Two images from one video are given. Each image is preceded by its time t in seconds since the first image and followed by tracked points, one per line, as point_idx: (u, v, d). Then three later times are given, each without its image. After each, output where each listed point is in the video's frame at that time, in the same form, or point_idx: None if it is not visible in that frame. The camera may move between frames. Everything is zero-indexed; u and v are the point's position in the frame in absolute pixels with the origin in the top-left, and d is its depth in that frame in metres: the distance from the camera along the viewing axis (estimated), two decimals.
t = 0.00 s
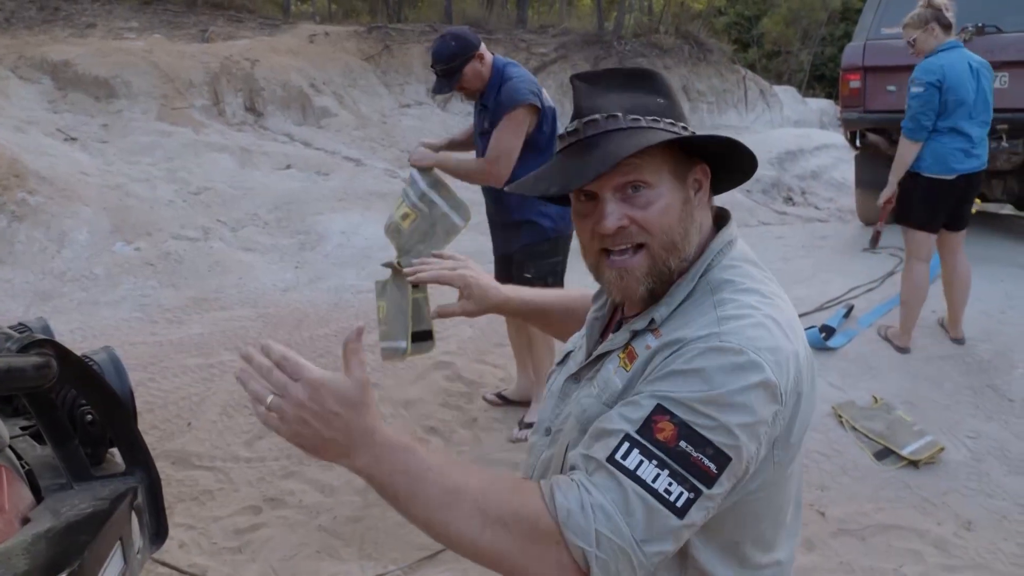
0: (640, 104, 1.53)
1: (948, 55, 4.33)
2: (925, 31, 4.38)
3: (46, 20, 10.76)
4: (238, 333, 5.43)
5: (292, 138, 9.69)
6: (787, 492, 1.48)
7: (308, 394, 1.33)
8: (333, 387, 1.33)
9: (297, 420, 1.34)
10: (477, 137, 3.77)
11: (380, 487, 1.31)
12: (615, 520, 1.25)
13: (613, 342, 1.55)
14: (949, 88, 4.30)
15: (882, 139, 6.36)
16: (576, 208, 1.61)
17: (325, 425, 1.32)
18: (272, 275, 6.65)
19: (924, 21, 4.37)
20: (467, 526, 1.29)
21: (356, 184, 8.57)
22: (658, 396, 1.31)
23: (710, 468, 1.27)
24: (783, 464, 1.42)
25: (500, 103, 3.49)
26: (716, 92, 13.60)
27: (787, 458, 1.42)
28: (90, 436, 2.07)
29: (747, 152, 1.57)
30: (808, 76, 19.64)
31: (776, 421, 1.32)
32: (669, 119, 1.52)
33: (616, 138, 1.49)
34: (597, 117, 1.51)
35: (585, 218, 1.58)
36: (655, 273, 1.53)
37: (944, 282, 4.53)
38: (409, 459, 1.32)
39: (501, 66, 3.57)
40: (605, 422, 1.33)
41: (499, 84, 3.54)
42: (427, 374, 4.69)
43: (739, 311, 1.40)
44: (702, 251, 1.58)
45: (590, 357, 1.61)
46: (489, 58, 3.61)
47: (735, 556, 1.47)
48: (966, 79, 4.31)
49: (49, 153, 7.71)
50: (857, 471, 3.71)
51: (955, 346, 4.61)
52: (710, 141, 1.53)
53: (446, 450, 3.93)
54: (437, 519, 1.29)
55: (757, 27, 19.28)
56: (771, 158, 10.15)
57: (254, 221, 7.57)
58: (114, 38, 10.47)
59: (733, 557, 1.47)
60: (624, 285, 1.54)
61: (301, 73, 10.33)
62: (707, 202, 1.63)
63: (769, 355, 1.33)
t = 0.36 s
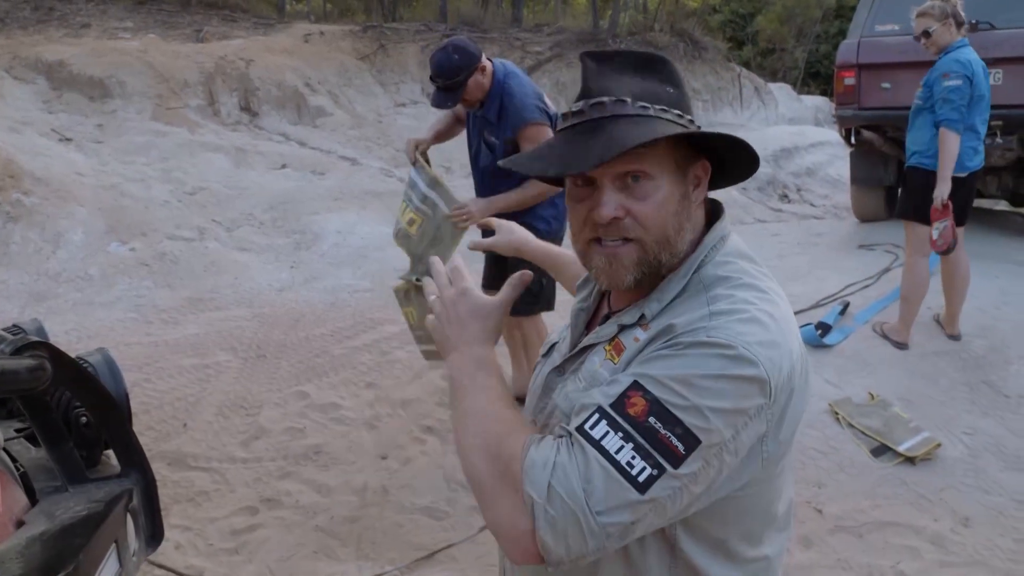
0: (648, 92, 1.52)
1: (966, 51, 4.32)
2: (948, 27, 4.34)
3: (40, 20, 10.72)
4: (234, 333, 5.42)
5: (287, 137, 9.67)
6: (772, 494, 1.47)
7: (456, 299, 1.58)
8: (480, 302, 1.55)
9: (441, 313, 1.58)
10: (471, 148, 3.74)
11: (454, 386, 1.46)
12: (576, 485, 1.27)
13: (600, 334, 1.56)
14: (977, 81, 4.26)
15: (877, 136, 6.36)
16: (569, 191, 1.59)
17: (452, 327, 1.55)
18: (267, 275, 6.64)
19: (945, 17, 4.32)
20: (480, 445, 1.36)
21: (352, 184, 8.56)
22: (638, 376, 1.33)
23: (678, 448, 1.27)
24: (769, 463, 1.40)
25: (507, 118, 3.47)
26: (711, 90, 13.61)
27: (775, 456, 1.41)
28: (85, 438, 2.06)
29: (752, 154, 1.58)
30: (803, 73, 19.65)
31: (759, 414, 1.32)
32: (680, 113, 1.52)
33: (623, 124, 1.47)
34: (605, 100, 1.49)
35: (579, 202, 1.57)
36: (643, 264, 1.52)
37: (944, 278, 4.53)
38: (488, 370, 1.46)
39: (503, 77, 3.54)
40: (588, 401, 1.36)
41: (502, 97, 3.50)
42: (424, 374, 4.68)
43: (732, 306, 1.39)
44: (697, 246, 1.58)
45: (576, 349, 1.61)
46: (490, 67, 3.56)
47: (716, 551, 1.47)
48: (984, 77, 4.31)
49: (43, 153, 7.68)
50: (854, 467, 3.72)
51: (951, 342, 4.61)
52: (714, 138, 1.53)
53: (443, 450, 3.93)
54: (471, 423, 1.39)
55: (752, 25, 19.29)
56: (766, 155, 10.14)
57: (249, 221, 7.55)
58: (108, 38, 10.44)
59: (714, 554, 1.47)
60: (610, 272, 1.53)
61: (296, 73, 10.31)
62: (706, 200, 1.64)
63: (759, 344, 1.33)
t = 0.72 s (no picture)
0: (621, 99, 1.51)
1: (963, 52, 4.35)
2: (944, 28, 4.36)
3: (33, 24, 10.69)
4: (229, 336, 5.40)
5: (281, 140, 9.66)
6: (772, 485, 1.47)
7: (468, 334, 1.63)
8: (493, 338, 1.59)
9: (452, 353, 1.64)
10: (456, 162, 3.71)
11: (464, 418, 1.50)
12: (584, 496, 1.27)
13: (591, 339, 1.55)
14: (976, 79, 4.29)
15: (871, 138, 6.34)
16: (552, 207, 1.58)
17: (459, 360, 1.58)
18: (262, 278, 6.63)
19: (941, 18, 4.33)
20: (487, 470, 1.39)
21: (346, 187, 8.55)
22: (638, 381, 1.33)
23: (683, 450, 1.27)
24: (769, 456, 1.40)
25: (497, 124, 3.48)
26: (705, 92, 13.63)
27: (774, 451, 1.41)
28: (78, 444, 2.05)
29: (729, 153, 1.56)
30: (797, 75, 19.70)
31: (759, 409, 1.31)
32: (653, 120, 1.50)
33: (601, 136, 1.46)
34: (582, 113, 1.48)
35: (563, 217, 1.56)
36: (633, 270, 1.52)
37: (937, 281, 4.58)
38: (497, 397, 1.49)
39: (486, 87, 3.55)
40: (589, 410, 1.36)
41: (488, 104, 3.52)
42: (419, 377, 4.67)
43: (726, 305, 1.38)
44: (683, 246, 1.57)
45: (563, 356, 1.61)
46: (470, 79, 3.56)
47: (721, 546, 1.46)
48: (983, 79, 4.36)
49: (36, 157, 7.66)
50: (849, 469, 3.72)
51: (946, 343, 4.61)
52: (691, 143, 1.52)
53: (438, 454, 3.92)
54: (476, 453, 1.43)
55: (746, 26, 19.34)
56: (761, 156, 10.15)
57: (243, 224, 7.53)
58: (101, 41, 10.42)
59: (719, 547, 1.46)
60: (600, 281, 1.53)
61: (290, 76, 10.30)
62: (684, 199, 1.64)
63: (755, 343, 1.32)
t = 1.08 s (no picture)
0: (633, 89, 1.52)
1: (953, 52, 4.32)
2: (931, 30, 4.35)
3: (26, 21, 10.64)
4: (223, 334, 5.39)
5: (276, 138, 9.63)
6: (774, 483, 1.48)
7: (435, 367, 1.50)
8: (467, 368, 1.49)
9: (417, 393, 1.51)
10: (410, 181, 3.74)
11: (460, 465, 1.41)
12: (633, 521, 1.25)
13: (595, 338, 1.54)
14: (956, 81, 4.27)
15: (866, 136, 6.37)
16: (557, 189, 1.58)
17: (435, 401, 1.46)
18: (257, 276, 6.61)
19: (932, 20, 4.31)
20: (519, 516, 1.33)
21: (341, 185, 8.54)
22: (658, 397, 1.31)
23: (717, 460, 1.26)
24: (775, 453, 1.41)
25: (448, 141, 3.50)
26: (701, 90, 13.64)
27: (779, 449, 1.43)
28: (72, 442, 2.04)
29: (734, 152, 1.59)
30: (792, 74, 19.72)
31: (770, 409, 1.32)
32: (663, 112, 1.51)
33: (612, 121, 1.47)
34: (594, 100, 1.48)
35: (568, 201, 1.55)
36: (634, 259, 1.52)
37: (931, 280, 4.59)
38: (493, 435, 1.42)
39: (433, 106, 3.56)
40: (609, 431, 1.34)
41: (436, 123, 3.53)
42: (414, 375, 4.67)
43: (732, 305, 1.39)
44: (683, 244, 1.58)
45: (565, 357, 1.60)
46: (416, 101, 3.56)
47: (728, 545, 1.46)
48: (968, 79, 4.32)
49: (29, 154, 7.62)
50: (844, 467, 3.73)
51: (940, 342, 4.63)
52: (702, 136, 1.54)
53: (433, 452, 3.91)
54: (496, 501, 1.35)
55: (741, 25, 19.36)
56: (756, 155, 10.17)
57: (238, 222, 7.51)
58: (95, 38, 10.38)
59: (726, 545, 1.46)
60: (601, 269, 1.53)
61: (284, 74, 10.28)
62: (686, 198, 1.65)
63: (766, 344, 1.33)
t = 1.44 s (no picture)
0: (622, 107, 1.51)
1: (928, 57, 4.36)
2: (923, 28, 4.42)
3: (21, 19, 10.61)
4: (219, 333, 5.38)
5: (272, 137, 9.62)
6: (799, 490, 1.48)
7: (402, 414, 1.37)
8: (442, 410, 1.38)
9: (378, 442, 1.37)
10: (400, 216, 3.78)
11: (453, 519, 1.30)
12: (701, 535, 1.19)
13: (615, 341, 1.60)
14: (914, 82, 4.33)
15: (861, 135, 6.38)
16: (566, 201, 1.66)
17: (409, 450, 1.35)
18: (253, 275, 6.60)
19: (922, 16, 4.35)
20: (548, 556, 1.24)
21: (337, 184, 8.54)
22: (686, 409, 1.28)
23: (758, 464, 1.23)
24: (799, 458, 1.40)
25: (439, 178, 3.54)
26: (697, 89, 13.65)
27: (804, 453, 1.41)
28: (67, 440, 2.04)
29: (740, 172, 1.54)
30: (787, 73, 19.75)
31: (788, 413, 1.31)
32: (658, 125, 1.49)
33: (578, 147, 1.51)
34: (568, 125, 1.54)
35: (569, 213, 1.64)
36: (622, 273, 1.56)
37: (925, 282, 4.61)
38: (487, 481, 1.33)
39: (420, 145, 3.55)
40: (640, 448, 1.30)
41: (423, 161, 3.55)
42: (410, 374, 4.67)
43: (741, 313, 1.39)
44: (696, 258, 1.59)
45: (592, 357, 1.67)
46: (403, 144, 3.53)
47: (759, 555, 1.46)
48: (935, 78, 4.34)
49: (25, 153, 7.59)
50: (840, 466, 3.73)
51: (936, 342, 4.64)
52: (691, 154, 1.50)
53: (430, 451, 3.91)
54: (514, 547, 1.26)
55: (737, 24, 19.41)
56: (752, 155, 10.19)
57: (234, 221, 7.50)
58: (91, 37, 10.36)
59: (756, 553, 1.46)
60: (593, 280, 1.59)
61: (280, 73, 10.27)
62: (704, 206, 1.62)
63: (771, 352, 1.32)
